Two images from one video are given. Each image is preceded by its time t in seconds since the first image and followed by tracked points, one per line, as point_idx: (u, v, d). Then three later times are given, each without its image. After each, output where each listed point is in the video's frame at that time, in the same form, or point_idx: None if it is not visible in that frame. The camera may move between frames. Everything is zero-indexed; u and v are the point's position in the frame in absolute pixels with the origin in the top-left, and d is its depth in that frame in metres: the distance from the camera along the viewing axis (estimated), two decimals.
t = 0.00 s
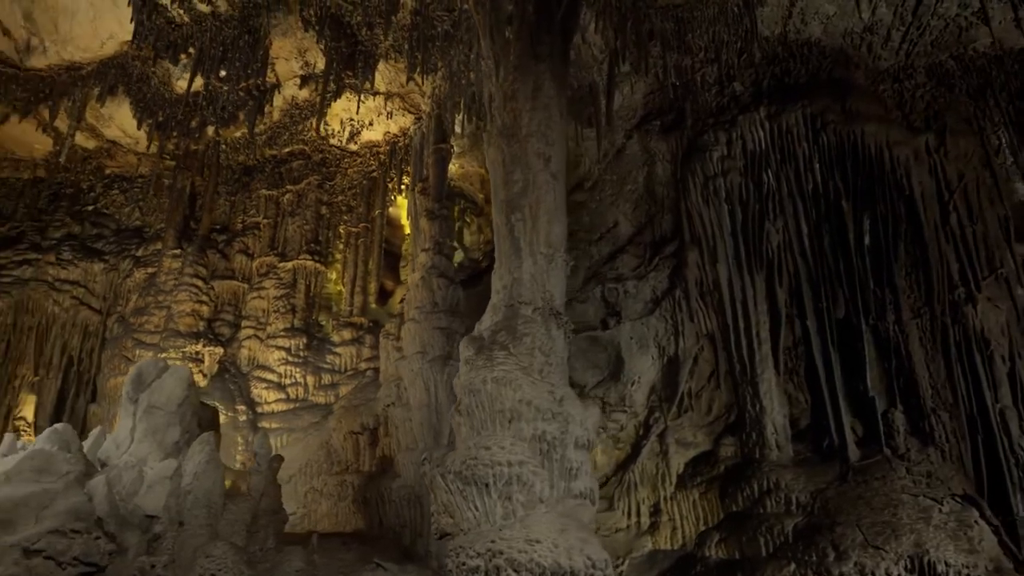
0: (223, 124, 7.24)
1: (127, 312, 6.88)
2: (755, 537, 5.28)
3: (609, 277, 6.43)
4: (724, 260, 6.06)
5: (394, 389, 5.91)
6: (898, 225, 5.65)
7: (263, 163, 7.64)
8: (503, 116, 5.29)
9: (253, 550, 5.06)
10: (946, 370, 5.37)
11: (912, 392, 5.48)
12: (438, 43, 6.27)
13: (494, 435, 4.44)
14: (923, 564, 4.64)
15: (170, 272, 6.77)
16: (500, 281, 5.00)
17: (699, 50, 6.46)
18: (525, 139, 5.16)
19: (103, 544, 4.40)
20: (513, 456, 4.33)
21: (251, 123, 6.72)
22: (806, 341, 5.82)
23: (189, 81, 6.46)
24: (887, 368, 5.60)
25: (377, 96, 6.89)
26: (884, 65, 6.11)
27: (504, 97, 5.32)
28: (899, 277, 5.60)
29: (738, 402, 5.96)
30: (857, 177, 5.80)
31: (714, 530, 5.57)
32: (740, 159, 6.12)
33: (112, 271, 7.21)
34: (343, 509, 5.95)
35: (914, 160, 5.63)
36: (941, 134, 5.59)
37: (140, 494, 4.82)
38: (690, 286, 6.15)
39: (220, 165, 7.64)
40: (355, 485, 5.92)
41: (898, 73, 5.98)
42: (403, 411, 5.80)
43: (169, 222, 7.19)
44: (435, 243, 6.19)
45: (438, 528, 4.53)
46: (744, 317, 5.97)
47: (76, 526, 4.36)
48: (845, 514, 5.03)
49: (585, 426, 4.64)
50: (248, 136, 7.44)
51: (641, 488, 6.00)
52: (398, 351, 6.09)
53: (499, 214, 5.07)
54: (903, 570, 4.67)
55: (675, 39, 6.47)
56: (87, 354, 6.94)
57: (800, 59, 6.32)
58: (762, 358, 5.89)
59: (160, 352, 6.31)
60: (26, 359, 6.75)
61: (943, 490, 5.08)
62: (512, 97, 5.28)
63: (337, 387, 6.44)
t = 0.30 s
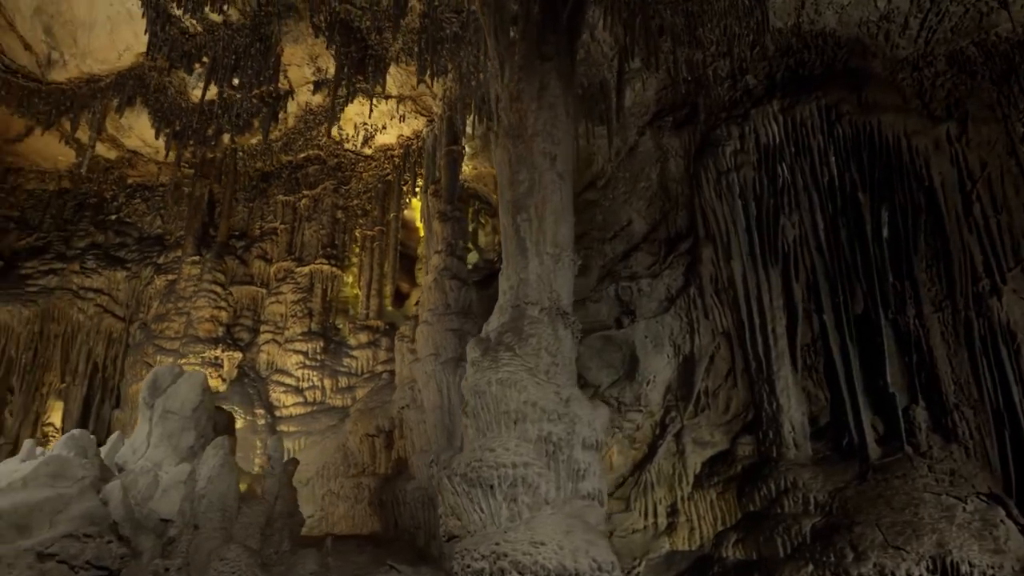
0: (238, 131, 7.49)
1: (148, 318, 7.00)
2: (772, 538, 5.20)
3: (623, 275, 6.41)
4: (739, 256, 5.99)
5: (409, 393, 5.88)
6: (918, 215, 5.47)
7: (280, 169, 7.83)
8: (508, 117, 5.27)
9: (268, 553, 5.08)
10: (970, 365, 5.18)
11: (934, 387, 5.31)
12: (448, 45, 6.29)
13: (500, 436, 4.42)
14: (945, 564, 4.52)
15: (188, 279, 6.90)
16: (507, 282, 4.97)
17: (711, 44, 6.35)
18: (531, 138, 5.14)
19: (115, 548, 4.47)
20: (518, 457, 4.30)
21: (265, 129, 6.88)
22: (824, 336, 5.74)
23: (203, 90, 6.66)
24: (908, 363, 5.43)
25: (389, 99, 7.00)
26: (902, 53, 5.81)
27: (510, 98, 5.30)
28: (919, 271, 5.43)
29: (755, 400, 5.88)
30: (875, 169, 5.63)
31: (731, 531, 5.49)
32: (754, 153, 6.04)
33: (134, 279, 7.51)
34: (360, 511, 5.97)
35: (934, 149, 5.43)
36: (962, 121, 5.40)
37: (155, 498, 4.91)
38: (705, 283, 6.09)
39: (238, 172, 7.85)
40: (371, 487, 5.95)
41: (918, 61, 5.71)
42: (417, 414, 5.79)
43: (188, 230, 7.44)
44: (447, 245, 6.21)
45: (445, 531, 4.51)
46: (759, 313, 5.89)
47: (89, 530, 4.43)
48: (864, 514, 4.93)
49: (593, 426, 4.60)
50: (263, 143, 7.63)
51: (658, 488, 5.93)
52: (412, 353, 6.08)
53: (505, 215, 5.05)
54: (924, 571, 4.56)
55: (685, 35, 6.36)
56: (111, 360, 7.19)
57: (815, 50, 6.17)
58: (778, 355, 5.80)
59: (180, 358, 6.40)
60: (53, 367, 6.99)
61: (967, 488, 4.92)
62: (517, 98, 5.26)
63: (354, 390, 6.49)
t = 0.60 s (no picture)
0: (253, 139, 7.64)
1: (170, 324, 7.12)
2: (789, 539, 5.11)
3: (637, 274, 6.39)
4: (753, 252, 5.91)
5: (423, 395, 5.88)
6: (938, 206, 5.30)
7: (298, 173, 7.96)
8: (513, 117, 5.25)
9: (283, 555, 5.12)
10: (994, 360, 5.03)
11: (957, 383, 5.16)
12: (458, 47, 6.32)
13: (505, 438, 4.41)
14: (968, 565, 4.41)
15: (208, 285, 6.96)
16: (514, 283, 4.95)
17: (723, 37, 6.31)
18: (536, 138, 5.12)
19: (126, 551, 4.56)
20: (522, 458, 4.28)
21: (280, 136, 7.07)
22: (841, 332, 5.62)
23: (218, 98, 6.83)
24: (929, 359, 5.30)
25: (401, 103, 7.07)
26: (921, 41, 5.64)
27: (515, 99, 5.28)
28: (939, 263, 5.28)
29: (772, 398, 5.79)
30: (892, 160, 5.47)
31: (749, 531, 5.41)
32: (767, 148, 5.94)
33: (156, 286, 7.62)
34: (377, 513, 6.00)
35: (954, 138, 5.24)
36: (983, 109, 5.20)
37: (169, 502, 4.94)
38: (719, 280, 6.03)
39: (256, 179, 7.97)
40: (387, 489, 5.98)
41: (938, 49, 5.52)
42: (431, 415, 5.79)
43: (208, 236, 7.58)
44: (459, 247, 6.23)
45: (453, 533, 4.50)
46: (774, 309, 5.80)
47: (101, 534, 4.52)
48: (883, 514, 4.82)
49: (600, 427, 4.56)
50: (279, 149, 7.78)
51: (674, 488, 5.88)
52: (426, 355, 6.09)
53: (511, 215, 5.04)
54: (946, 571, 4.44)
55: (696, 29, 6.35)
56: (135, 366, 7.36)
57: (829, 40, 6.01)
58: (795, 352, 5.70)
59: (200, 363, 6.47)
60: (79, 374, 7.22)
61: (991, 488, 4.77)
62: (522, 98, 5.24)
63: (370, 393, 6.52)
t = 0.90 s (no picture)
0: (268, 145, 7.76)
1: (191, 330, 7.24)
2: (806, 538, 5.03)
3: (650, 273, 6.31)
4: (767, 248, 5.84)
5: (437, 396, 5.86)
6: (957, 197, 5.16)
7: (314, 178, 8.07)
8: (517, 117, 5.23)
9: (297, 556, 5.17)
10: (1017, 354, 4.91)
11: (979, 378, 5.02)
12: (466, 49, 6.38)
13: (510, 439, 4.40)
14: (989, 564, 4.27)
15: (227, 291, 7.13)
16: (519, 284, 4.93)
17: (733, 31, 6.33)
18: (541, 139, 5.10)
19: (140, 554, 4.64)
20: (526, 459, 4.27)
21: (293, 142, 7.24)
22: (859, 328, 5.52)
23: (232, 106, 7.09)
24: (950, 354, 5.17)
25: (413, 106, 7.23)
26: (938, 28, 5.43)
27: (520, 99, 5.26)
28: (959, 256, 5.15)
29: (788, 397, 5.71)
30: (908, 150, 5.35)
31: (765, 531, 5.33)
32: (779, 142, 5.86)
33: (177, 293, 7.88)
34: (393, 515, 6.02)
35: (974, 127, 5.10)
36: (1006, 96, 5.00)
37: (186, 506, 5.02)
38: (733, 277, 5.97)
39: (273, 186, 8.13)
40: (402, 491, 6.00)
41: (959, 35, 5.27)
42: (444, 417, 5.77)
43: (226, 244, 7.77)
44: (471, 248, 6.27)
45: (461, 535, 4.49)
46: (789, 306, 5.73)
47: (116, 538, 4.62)
48: (901, 513, 4.72)
49: (607, 427, 4.53)
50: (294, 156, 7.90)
51: (691, 488, 5.83)
52: (440, 357, 6.10)
53: (516, 216, 5.04)
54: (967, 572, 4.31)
55: (705, 24, 6.36)
56: (158, 371, 7.53)
57: (843, 32, 5.97)
58: (811, 348, 5.62)
59: (219, 368, 6.57)
60: (105, 380, 7.41)
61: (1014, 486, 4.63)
62: (527, 99, 5.22)
63: (386, 395, 6.56)
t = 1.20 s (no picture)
0: (283, 150, 7.89)
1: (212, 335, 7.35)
2: (822, 539, 4.94)
3: (663, 270, 6.27)
4: (781, 245, 5.74)
5: (451, 399, 5.86)
6: (976, 189, 5.05)
7: (330, 182, 8.14)
8: (522, 117, 5.23)
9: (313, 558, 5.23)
10: None
11: (1001, 373, 4.92)
12: (474, 51, 6.41)
13: (514, 440, 4.38)
14: (1010, 564, 4.19)
15: (245, 296, 7.25)
16: (526, 284, 4.92)
17: (744, 24, 6.27)
18: (545, 139, 5.08)
19: (154, 557, 4.70)
20: (529, 460, 4.24)
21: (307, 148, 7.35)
22: (876, 324, 5.40)
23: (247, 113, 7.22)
24: (969, 349, 5.07)
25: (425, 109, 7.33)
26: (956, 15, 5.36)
27: (525, 99, 5.23)
28: (979, 249, 5.02)
29: (804, 395, 5.63)
30: (924, 142, 5.21)
31: (782, 531, 5.26)
32: (791, 136, 5.74)
33: (198, 299, 8.07)
34: (409, 516, 6.06)
35: (993, 118, 4.99)
36: None
37: (201, 509, 5.15)
38: (747, 275, 5.89)
39: (290, 192, 8.22)
40: (418, 492, 6.03)
41: (977, 22, 5.27)
42: (459, 419, 5.76)
43: (245, 248, 7.98)
44: (482, 250, 6.29)
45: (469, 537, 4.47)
46: (804, 302, 5.64)
47: (130, 541, 4.69)
48: (919, 512, 4.62)
49: (613, 427, 4.51)
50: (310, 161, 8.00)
51: (707, 488, 5.77)
52: (454, 359, 6.07)
53: (521, 217, 5.02)
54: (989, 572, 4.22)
55: (715, 18, 6.34)
56: (181, 377, 7.66)
57: (857, 22, 5.84)
58: (827, 346, 5.52)
59: (238, 371, 6.73)
60: (129, 387, 7.56)
61: None
62: (531, 100, 5.20)
63: (402, 398, 6.59)
